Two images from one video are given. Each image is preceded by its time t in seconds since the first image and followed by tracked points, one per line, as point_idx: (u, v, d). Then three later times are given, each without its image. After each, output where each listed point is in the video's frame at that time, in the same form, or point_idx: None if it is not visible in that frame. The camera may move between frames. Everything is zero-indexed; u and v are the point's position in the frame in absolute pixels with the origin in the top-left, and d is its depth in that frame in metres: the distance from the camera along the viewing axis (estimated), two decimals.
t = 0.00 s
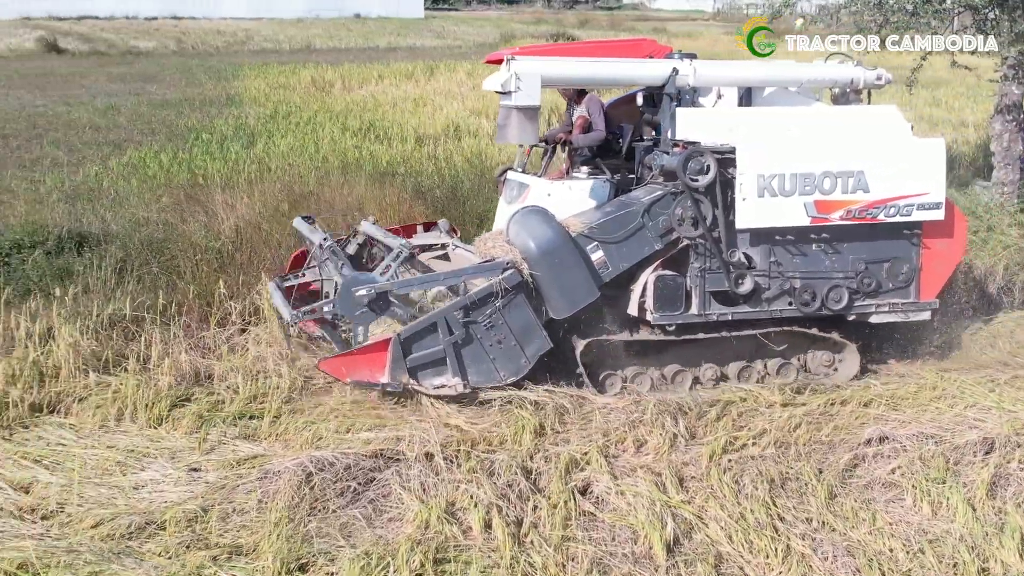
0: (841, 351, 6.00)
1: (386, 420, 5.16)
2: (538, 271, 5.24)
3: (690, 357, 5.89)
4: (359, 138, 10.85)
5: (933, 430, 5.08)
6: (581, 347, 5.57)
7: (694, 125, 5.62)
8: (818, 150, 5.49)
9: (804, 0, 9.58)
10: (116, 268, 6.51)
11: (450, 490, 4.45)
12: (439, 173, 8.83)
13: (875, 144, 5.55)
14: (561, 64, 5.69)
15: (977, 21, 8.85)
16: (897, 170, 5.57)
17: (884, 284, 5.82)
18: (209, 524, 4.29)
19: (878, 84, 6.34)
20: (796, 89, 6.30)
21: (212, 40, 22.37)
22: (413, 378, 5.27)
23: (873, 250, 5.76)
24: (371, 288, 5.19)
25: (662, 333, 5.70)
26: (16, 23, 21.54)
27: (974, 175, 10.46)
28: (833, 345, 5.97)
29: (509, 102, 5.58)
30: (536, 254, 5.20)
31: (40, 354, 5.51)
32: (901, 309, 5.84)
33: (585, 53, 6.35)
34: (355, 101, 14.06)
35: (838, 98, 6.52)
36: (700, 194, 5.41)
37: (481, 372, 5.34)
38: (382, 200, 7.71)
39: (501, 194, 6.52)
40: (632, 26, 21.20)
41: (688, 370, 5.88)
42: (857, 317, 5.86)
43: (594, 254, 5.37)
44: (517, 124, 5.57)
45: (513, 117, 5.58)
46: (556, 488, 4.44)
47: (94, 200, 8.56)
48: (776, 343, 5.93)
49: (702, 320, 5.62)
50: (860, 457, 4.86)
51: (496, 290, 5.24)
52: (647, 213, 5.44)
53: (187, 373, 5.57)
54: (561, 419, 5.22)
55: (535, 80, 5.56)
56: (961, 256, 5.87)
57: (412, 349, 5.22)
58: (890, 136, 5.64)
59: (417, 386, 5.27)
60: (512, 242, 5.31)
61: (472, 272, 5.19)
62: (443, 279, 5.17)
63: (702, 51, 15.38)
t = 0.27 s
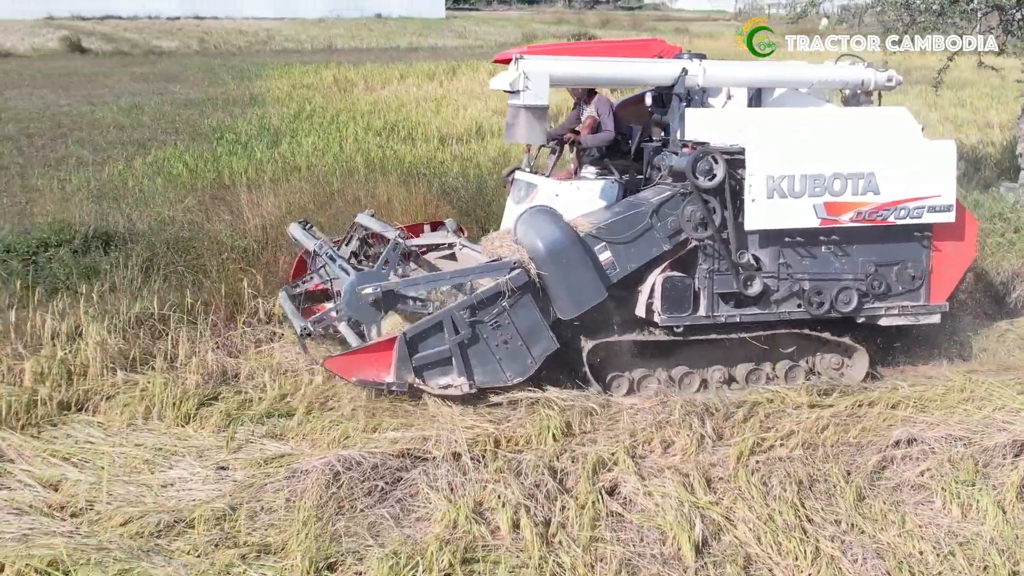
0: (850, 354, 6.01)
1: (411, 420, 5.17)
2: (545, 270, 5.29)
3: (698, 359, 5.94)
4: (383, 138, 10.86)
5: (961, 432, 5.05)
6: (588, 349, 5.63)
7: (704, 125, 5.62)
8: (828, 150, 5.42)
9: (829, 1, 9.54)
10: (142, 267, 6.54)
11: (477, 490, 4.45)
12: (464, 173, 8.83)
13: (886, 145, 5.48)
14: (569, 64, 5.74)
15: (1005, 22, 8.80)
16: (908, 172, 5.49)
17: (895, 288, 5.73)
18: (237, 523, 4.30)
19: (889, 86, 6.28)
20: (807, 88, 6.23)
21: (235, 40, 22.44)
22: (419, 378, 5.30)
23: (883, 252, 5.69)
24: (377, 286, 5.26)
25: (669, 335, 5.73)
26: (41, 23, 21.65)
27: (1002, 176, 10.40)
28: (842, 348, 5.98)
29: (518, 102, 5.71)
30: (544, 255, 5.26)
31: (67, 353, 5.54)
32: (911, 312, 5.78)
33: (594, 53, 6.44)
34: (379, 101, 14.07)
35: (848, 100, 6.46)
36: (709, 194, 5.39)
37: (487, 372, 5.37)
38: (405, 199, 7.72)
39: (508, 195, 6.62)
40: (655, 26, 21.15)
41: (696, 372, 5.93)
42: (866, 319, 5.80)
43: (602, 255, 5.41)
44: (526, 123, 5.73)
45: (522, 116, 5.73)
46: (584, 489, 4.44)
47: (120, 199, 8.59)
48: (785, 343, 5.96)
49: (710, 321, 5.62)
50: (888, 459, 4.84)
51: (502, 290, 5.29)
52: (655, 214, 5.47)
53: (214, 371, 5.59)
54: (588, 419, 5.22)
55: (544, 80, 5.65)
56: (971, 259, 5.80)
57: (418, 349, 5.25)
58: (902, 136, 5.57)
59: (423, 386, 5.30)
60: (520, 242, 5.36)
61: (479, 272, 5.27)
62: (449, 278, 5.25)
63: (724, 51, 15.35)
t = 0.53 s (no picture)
0: (861, 357, 5.93)
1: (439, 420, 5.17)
2: (551, 272, 5.26)
3: (707, 360, 5.87)
4: (408, 137, 10.88)
5: (993, 434, 5.02)
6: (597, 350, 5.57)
7: (714, 125, 5.65)
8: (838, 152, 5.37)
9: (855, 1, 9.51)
10: (170, 267, 6.57)
11: (509, 490, 4.45)
12: (489, 173, 8.84)
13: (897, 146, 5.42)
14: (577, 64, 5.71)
15: None
16: (919, 174, 5.44)
17: (904, 290, 5.69)
18: (269, 522, 4.30)
19: (901, 86, 6.27)
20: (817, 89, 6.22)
21: (256, 39, 22.51)
22: (425, 380, 5.32)
23: (894, 254, 5.63)
24: (381, 287, 5.28)
25: (677, 336, 5.66)
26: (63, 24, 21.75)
27: None
28: (853, 351, 5.90)
29: (525, 102, 5.66)
30: (550, 256, 5.21)
31: (97, 351, 5.56)
32: (921, 314, 5.74)
33: (605, 53, 6.41)
34: (402, 101, 14.10)
35: (860, 100, 6.44)
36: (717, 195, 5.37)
37: (493, 374, 5.36)
38: (431, 199, 7.73)
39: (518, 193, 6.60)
40: (676, 26, 21.12)
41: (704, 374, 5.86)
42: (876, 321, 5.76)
43: (609, 255, 5.38)
44: (532, 123, 5.64)
45: (528, 116, 5.66)
46: (615, 490, 4.43)
47: (145, 198, 8.63)
48: (794, 346, 5.87)
49: (718, 323, 5.59)
50: (920, 461, 4.82)
51: (508, 292, 5.27)
52: (663, 215, 5.43)
53: (243, 371, 5.61)
54: (618, 420, 5.20)
55: (551, 79, 5.61)
56: (983, 263, 5.73)
57: (423, 350, 5.27)
58: (912, 137, 5.51)
59: (428, 388, 5.32)
60: (526, 242, 5.32)
61: (484, 273, 5.23)
62: (454, 280, 5.24)
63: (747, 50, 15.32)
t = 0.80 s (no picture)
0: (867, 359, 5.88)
1: (465, 419, 5.17)
2: (553, 272, 5.30)
3: (709, 361, 5.86)
4: (428, 137, 10.89)
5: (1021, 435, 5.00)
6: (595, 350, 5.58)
7: (719, 124, 5.54)
8: (842, 152, 5.36)
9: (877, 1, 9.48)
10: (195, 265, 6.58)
11: (537, 490, 4.44)
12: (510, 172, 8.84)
13: (900, 146, 5.41)
14: (580, 63, 5.79)
15: None
16: (923, 173, 5.42)
17: (910, 291, 5.65)
18: (299, 520, 4.30)
19: (906, 87, 6.23)
20: (822, 90, 6.19)
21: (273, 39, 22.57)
22: (426, 381, 5.33)
23: (899, 255, 5.60)
24: (383, 288, 5.27)
25: (680, 337, 5.65)
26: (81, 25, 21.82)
27: None
28: (858, 352, 5.85)
29: (527, 100, 5.76)
30: (552, 255, 5.27)
31: (123, 349, 5.57)
32: (926, 316, 5.70)
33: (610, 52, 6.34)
34: (421, 101, 14.11)
35: (865, 101, 6.41)
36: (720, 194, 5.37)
37: (494, 376, 5.39)
38: (453, 198, 7.73)
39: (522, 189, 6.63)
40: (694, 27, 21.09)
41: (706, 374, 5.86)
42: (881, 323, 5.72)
43: (612, 256, 5.39)
44: (534, 122, 5.76)
45: (530, 115, 5.77)
46: (644, 490, 4.42)
47: (168, 197, 8.65)
48: (797, 347, 5.84)
49: (721, 324, 5.57)
50: (948, 462, 4.80)
51: (509, 293, 5.31)
52: (666, 215, 5.44)
53: (269, 369, 5.63)
54: (644, 419, 5.20)
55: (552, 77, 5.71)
56: (989, 264, 5.70)
57: (424, 351, 5.29)
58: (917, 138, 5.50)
59: (429, 389, 5.33)
60: (528, 244, 5.38)
61: (485, 273, 5.26)
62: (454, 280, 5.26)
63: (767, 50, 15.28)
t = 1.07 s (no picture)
0: (861, 361, 5.95)
1: (482, 419, 5.17)
2: (546, 274, 5.32)
3: (705, 363, 5.90)
4: (438, 136, 10.90)
5: None
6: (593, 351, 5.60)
7: (713, 124, 5.52)
8: (837, 152, 5.37)
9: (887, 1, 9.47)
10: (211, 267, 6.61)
11: (556, 490, 4.44)
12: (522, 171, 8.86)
13: (896, 147, 5.42)
14: (571, 62, 5.75)
15: None
16: (919, 174, 5.42)
17: (905, 293, 5.69)
18: (318, 519, 4.31)
19: (905, 86, 6.21)
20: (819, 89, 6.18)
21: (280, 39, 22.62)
22: (417, 383, 5.32)
23: (894, 256, 5.63)
24: (374, 291, 5.21)
25: (675, 338, 5.68)
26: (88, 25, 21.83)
27: None
28: (853, 355, 5.92)
29: (518, 101, 5.74)
30: (545, 257, 5.28)
31: (139, 348, 5.58)
32: (922, 318, 5.73)
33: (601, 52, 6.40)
34: (430, 100, 14.14)
35: (863, 101, 6.38)
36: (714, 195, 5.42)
37: (486, 377, 5.38)
38: (465, 197, 7.74)
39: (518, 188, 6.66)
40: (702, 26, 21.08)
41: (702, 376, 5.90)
42: (876, 325, 5.76)
43: (606, 257, 5.44)
44: (527, 123, 5.75)
45: (522, 115, 5.76)
46: (663, 490, 4.42)
47: (181, 197, 8.66)
48: (793, 348, 5.90)
49: (715, 326, 5.59)
50: (966, 463, 4.79)
51: (501, 295, 5.28)
52: (660, 216, 5.48)
53: (285, 369, 5.64)
54: (661, 420, 5.19)
55: (543, 78, 5.68)
56: (985, 265, 5.72)
57: (416, 353, 5.27)
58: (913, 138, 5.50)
59: (421, 391, 5.32)
60: (522, 245, 5.39)
61: (478, 274, 5.24)
62: (448, 283, 5.22)
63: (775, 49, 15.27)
